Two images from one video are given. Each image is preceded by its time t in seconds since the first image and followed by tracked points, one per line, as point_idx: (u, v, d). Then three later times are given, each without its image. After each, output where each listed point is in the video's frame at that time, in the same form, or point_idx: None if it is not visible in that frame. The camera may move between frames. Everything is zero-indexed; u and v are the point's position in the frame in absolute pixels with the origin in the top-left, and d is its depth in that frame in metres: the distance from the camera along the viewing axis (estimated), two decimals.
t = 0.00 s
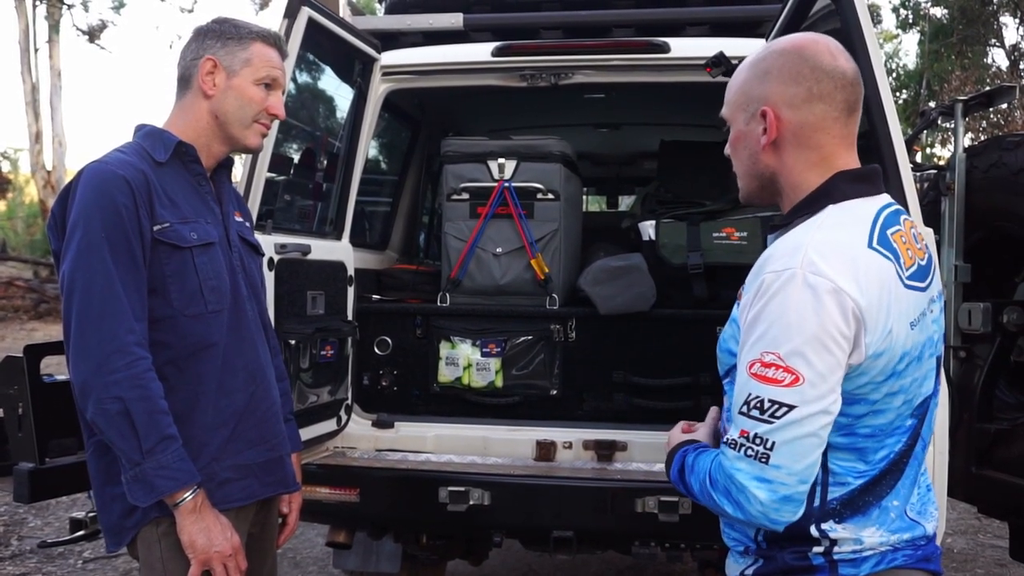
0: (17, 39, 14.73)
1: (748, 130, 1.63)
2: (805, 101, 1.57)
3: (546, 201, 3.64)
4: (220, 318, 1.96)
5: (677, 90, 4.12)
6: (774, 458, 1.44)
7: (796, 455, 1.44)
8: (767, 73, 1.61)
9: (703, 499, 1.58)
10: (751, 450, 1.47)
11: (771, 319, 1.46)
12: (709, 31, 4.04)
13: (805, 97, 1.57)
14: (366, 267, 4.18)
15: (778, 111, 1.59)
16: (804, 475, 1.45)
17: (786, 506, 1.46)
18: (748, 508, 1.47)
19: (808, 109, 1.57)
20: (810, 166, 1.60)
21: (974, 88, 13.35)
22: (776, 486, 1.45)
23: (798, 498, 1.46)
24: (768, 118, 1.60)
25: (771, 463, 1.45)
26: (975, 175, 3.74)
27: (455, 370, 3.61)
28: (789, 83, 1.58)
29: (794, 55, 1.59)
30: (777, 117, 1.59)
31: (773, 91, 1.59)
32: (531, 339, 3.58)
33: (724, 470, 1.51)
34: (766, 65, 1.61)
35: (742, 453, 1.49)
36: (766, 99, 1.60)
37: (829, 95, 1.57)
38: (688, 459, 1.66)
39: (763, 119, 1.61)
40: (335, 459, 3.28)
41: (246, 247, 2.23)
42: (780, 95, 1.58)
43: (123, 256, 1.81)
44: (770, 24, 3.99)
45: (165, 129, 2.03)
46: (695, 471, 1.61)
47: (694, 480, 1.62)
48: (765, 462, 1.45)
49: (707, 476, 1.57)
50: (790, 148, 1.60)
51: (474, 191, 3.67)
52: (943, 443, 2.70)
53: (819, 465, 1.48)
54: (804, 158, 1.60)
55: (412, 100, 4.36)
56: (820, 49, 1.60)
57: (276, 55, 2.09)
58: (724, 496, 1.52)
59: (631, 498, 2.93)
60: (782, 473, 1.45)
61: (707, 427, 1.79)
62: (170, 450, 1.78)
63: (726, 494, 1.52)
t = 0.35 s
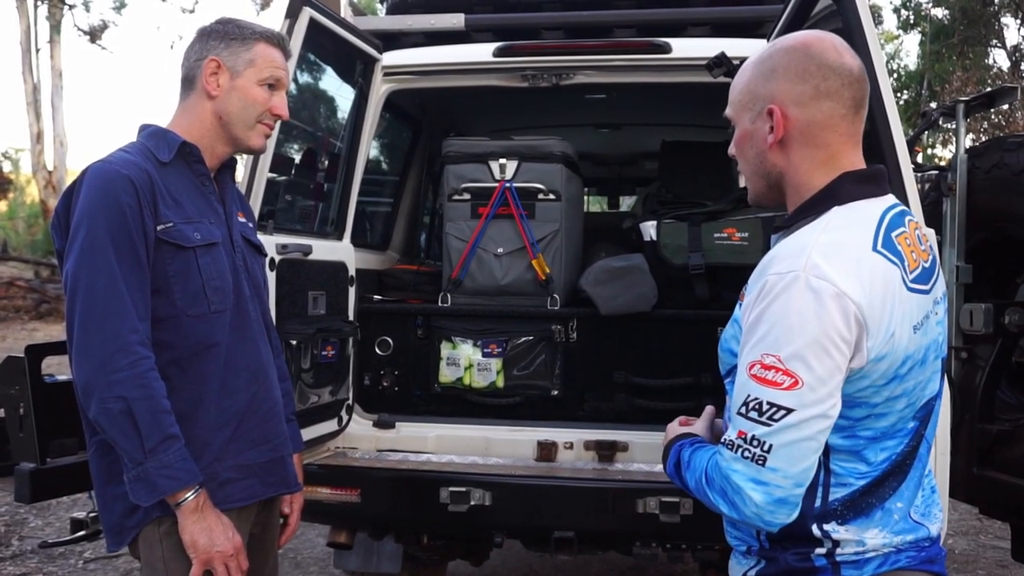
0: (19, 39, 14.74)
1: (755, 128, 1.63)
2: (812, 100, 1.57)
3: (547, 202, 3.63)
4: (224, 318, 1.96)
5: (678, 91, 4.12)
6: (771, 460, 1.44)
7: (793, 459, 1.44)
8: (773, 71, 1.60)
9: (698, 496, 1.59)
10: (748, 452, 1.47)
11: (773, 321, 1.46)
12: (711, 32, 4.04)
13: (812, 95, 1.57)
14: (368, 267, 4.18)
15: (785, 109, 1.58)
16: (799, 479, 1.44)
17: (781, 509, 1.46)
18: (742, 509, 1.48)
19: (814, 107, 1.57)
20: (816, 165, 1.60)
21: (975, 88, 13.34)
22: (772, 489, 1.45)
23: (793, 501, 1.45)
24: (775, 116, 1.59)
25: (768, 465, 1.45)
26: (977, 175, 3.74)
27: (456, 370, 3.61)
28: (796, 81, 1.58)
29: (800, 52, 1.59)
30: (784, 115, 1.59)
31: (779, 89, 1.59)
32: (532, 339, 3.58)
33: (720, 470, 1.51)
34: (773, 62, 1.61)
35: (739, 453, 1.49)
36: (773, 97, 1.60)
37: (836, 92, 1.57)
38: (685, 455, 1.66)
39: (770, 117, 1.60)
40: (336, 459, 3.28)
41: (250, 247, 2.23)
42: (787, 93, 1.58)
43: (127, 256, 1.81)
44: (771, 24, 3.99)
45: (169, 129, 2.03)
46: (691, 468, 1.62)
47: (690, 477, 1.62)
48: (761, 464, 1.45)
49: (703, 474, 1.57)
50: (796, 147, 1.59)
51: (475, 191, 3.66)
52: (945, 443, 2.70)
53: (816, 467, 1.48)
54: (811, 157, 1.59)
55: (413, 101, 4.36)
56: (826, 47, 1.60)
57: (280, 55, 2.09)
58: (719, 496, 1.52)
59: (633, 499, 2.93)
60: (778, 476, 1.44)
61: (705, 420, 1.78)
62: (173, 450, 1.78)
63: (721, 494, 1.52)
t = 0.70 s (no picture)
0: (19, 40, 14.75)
1: (756, 128, 1.62)
2: (813, 98, 1.56)
3: (547, 201, 3.63)
4: (224, 318, 1.96)
5: (679, 90, 4.12)
6: (782, 467, 1.44)
7: (804, 465, 1.43)
8: (774, 70, 1.60)
9: (708, 504, 1.58)
10: (759, 459, 1.46)
11: (780, 326, 1.46)
12: (711, 31, 4.04)
13: (813, 94, 1.57)
14: (368, 267, 4.18)
15: (786, 109, 1.58)
16: (810, 485, 1.44)
17: (793, 515, 1.46)
18: (754, 517, 1.47)
19: (816, 105, 1.57)
20: (819, 164, 1.59)
21: (976, 88, 13.32)
22: (783, 496, 1.45)
23: (805, 507, 1.45)
24: (776, 116, 1.59)
25: (779, 472, 1.44)
26: (978, 175, 3.73)
27: (456, 370, 3.60)
28: (797, 80, 1.57)
29: (801, 51, 1.59)
30: (784, 115, 1.58)
31: (780, 89, 1.59)
32: (532, 339, 3.58)
33: (731, 478, 1.51)
34: (773, 62, 1.61)
35: (749, 461, 1.48)
36: (773, 97, 1.59)
37: (837, 90, 1.57)
38: (692, 463, 1.66)
39: (771, 117, 1.60)
40: (336, 459, 3.27)
41: (250, 247, 2.22)
42: (788, 92, 1.58)
43: (127, 256, 1.81)
44: (772, 24, 3.98)
45: (169, 129, 2.03)
46: (699, 476, 1.61)
47: (698, 485, 1.61)
48: (773, 471, 1.45)
49: (712, 482, 1.57)
50: (798, 146, 1.59)
51: (476, 191, 3.66)
52: (946, 443, 2.69)
53: (826, 473, 1.47)
54: (813, 156, 1.59)
55: (413, 100, 4.36)
56: (826, 46, 1.60)
57: (280, 54, 2.09)
58: (730, 503, 1.52)
59: (633, 499, 2.92)
60: (789, 482, 1.44)
61: (709, 428, 1.78)
62: (172, 449, 1.77)
63: (732, 502, 1.51)
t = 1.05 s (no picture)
0: (20, 37, 14.74)
1: (758, 127, 1.62)
2: (814, 96, 1.56)
3: (548, 199, 3.62)
4: (224, 314, 1.95)
5: (680, 88, 4.11)
6: (785, 469, 1.44)
7: (807, 467, 1.43)
8: (774, 69, 1.60)
9: (710, 504, 1.58)
10: (761, 461, 1.46)
11: (783, 327, 1.45)
12: (713, 29, 4.03)
13: (814, 92, 1.56)
14: (369, 265, 4.17)
15: (786, 107, 1.57)
16: (814, 487, 1.44)
17: (795, 517, 1.45)
18: (757, 519, 1.47)
19: (817, 103, 1.56)
20: (821, 162, 1.59)
21: (978, 86, 13.29)
22: (786, 497, 1.44)
23: (808, 509, 1.45)
24: (777, 114, 1.58)
25: (781, 474, 1.44)
26: (980, 173, 3.72)
27: (457, 368, 3.60)
28: (797, 78, 1.57)
29: (801, 49, 1.58)
30: (785, 113, 1.58)
31: (781, 87, 1.58)
32: (533, 337, 3.58)
33: (733, 479, 1.50)
34: (773, 60, 1.60)
35: (752, 463, 1.47)
36: (774, 95, 1.59)
37: (838, 88, 1.56)
38: (693, 462, 1.65)
39: (772, 116, 1.60)
40: (337, 457, 3.27)
41: (251, 244, 2.22)
42: (788, 90, 1.57)
43: (127, 253, 1.80)
44: (773, 22, 3.97)
45: (169, 127, 2.02)
46: (701, 476, 1.61)
47: (700, 485, 1.61)
48: (775, 473, 1.44)
49: (714, 483, 1.56)
50: (800, 144, 1.58)
51: (477, 189, 3.66)
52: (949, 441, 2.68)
53: (829, 474, 1.47)
54: (815, 154, 1.58)
55: (414, 98, 4.36)
56: (826, 43, 1.59)
57: (279, 51, 2.08)
58: (732, 505, 1.51)
59: (634, 497, 2.92)
60: (792, 484, 1.44)
61: (711, 425, 1.78)
62: (172, 446, 1.77)
63: (734, 503, 1.51)
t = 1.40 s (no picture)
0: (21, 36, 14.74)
1: (759, 123, 1.62)
2: (816, 91, 1.56)
3: (549, 197, 3.61)
4: (224, 313, 1.95)
5: (681, 85, 4.11)
6: (784, 468, 1.43)
7: (806, 466, 1.43)
8: (775, 64, 1.59)
9: (709, 502, 1.58)
10: (760, 459, 1.46)
11: (783, 326, 1.45)
12: (713, 26, 4.03)
13: (816, 87, 1.56)
14: (370, 263, 4.17)
15: (788, 102, 1.57)
16: (812, 485, 1.44)
17: (794, 515, 1.45)
18: (756, 517, 1.47)
19: (818, 98, 1.56)
20: (822, 157, 1.58)
21: (980, 82, 13.27)
22: (786, 496, 1.44)
23: (807, 507, 1.45)
24: (778, 110, 1.58)
25: (780, 472, 1.44)
26: (981, 170, 3.71)
27: (458, 366, 3.60)
28: (799, 74, 1.57)
29: (803, 45, 1.58)
30: (787, 108, 1.57)
31: (783, 83, 1.58)
32: (534, 335, 3.59)
33: (732, 476, 1.50)
34: (775, 56, 1.60)
35: (751, 460, 1.47)
36: (775, 91, 1.59)
37: (840, 84, 1.56)
38: (693, 459, 1.65)
39: (773, 111, 1.59)
40: (338, 455, 3.27)
41: (251, 242, 2.22)
42: (790, 86, 1.57)
43: (127, 252, 1.80)
44: (774, 19, 3.92)
45: (169, 125, 2.02)
46: (700, 473, 1.61)
47: (700, 483, 1.61)
48: (774, 471, 1.44)
49: (713, 479, 1.56)
50: (801, 139, 1.58)
51: (478, 186, 3.66)
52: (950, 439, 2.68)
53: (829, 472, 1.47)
54: (816, 150, 1.58)
55: (415, 97, 4.36)
56: (828, 39, 1.59)
57: (280, 50, 2.08)
58: (732, 502, 1.52)
59: (636, 495, 2.92)
60: (792, 483, 1.44)
61: (709, 419, 1.79)
62: (172, 444, 1.77)
63: (734, 500, 1.51)
